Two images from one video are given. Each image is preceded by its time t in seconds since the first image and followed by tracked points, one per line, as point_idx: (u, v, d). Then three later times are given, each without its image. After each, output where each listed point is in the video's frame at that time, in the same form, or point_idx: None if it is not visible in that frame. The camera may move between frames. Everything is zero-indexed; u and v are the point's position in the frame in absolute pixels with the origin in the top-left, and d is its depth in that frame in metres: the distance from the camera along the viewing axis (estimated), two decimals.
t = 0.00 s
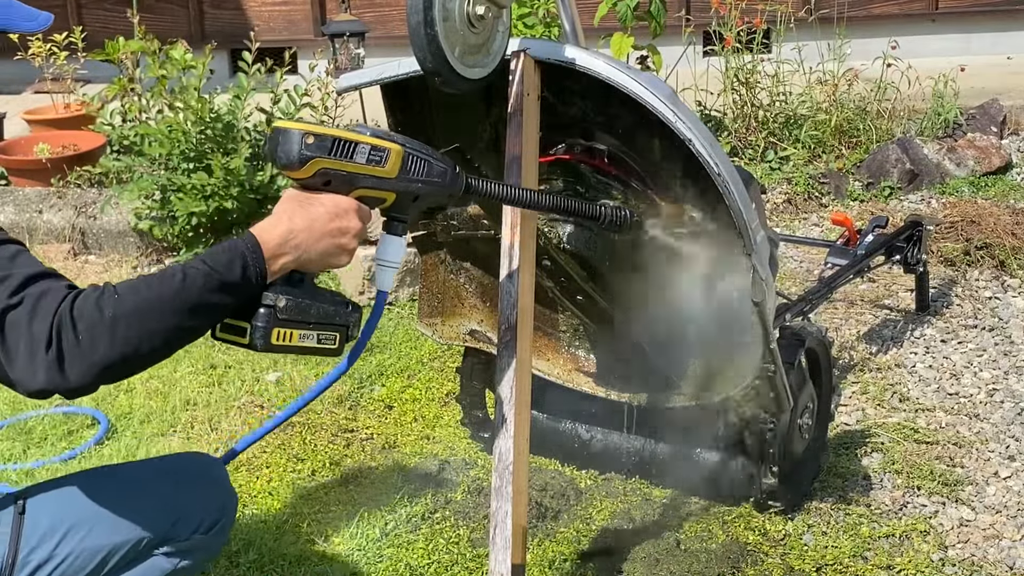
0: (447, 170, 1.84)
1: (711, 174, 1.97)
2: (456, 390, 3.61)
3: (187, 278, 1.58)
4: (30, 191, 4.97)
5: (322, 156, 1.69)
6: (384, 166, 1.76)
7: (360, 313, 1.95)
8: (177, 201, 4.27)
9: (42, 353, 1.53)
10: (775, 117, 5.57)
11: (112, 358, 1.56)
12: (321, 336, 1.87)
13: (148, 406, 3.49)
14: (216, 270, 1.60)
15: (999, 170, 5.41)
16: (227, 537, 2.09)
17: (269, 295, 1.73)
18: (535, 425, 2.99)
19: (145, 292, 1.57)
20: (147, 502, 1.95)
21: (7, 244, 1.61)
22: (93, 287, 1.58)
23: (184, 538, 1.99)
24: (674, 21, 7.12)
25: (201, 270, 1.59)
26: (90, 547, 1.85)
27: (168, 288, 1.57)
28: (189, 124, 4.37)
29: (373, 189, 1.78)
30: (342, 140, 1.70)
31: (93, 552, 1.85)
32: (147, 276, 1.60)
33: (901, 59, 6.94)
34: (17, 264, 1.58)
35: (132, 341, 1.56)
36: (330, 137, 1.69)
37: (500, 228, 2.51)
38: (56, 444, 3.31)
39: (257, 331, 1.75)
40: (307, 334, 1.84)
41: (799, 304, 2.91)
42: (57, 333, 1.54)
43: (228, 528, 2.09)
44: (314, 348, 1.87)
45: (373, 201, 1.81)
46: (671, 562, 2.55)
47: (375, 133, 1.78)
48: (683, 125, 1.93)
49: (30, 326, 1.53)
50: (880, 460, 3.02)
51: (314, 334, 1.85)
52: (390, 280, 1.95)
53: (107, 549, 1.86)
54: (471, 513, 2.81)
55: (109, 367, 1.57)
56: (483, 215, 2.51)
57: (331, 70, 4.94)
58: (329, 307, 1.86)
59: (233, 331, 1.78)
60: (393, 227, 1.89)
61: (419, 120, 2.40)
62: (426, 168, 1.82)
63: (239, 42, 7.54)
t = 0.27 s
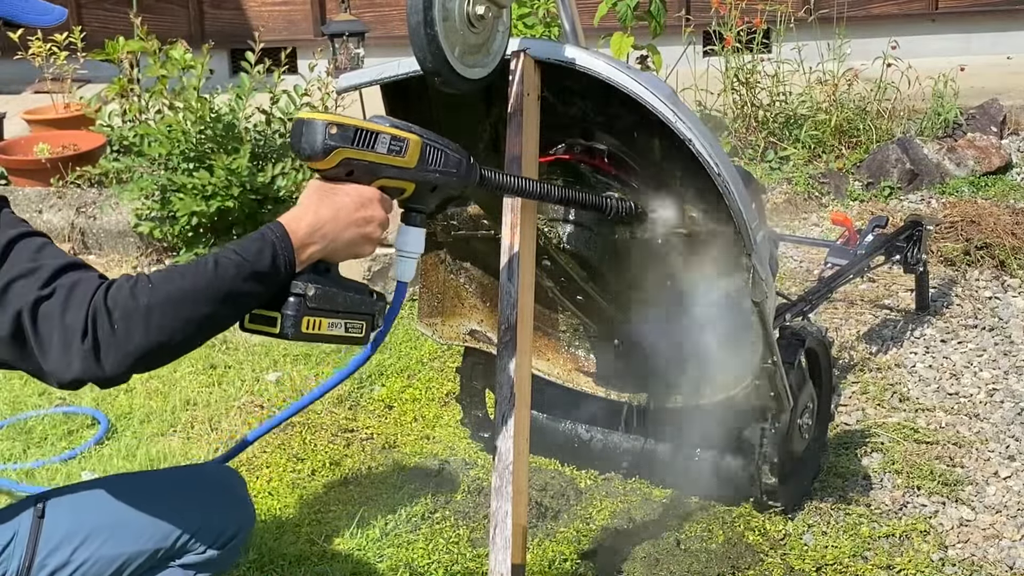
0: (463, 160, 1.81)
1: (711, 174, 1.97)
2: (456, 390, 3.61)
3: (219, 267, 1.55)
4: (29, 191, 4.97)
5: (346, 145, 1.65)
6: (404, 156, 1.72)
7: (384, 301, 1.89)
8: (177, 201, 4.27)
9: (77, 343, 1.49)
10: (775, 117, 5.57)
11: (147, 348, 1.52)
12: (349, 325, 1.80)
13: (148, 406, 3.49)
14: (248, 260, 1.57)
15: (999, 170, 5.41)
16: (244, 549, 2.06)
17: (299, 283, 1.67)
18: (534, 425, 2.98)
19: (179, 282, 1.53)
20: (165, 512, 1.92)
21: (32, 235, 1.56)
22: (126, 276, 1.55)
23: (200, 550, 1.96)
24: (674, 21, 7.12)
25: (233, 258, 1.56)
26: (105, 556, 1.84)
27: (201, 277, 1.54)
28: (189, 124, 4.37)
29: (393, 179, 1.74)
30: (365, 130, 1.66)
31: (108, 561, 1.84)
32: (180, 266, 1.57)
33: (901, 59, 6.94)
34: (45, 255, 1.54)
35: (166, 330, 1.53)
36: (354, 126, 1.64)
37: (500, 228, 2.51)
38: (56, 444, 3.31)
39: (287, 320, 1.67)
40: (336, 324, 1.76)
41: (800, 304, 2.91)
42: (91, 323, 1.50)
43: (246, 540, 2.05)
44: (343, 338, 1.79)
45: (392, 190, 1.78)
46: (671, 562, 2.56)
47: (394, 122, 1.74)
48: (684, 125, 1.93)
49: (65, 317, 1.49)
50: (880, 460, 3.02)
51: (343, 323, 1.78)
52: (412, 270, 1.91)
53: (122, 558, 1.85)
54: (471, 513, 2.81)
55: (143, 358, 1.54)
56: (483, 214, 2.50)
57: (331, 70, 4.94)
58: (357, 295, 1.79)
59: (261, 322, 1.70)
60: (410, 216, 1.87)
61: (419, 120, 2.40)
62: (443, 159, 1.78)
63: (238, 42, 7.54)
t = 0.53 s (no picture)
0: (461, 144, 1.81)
1: (711, 174, 1.97)
2: (456, 390, 3.61)
3: (224, 272, 1.53)
4: (29, 191, 4.97)
5: (360, 148, 1.62)
6: (411, 152, 1.71)
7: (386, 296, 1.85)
8: (177, 201, 4.27)
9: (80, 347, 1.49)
10: (775, 117, 5.58)
11: (149, 352, 1.51)
12: (355, 324, 1.76)
13: (148, 406, 3.49)
14: (254, 265, 1.55)
15: (999, 170, 5.41)
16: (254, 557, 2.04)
17: (311, 291, 1.66)
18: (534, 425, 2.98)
19: (183, 286, 1.52)
20: (176, 517, 1.92)
21: (38, 237, 1.58)
22: (131, 279, 1.54)
23: (210, 557, 1.95)
24: (674, 21, 7.12)
25: (239, 264, 1.54)
26: (116, 558, 1.84)
27: (206, 282, 1.52)
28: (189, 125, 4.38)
29: (399, 174, 1.73)
30: (376, 129, 1.64)
31: (119, 564, 1.84)
32: (185, 270, 1.55)
33: (901, 59, 6.94)
34: (49, 256, 1.56)
35: (169, 335, 1.51)
36: (366, 127, 1.62)
37: (500, 228, 2.51)
38: (55, 444, 3.31)
39: (299, 328, 1.67)
40: (344, 325, 1.74)
41: (800, 304, 2.91)
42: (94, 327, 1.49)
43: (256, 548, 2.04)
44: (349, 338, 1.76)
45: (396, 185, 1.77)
46: (671, 562, 2.56)
47: (396, 115, 1.71)
48: (684, 125, 1.93)
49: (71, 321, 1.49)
50: (880, 460, 3.02)
51: (350, 324, 1.75)
52: (406, 256, 1.89)
53: (132, 561, 1.85)
54: (471, 513, 2.81)
55: (146, 362, 1.53)
56: (483, 215, 2.50)
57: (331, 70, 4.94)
58: (362, 295, 1.76)
59: (271, 326, 1.69)
60: (406, 204, 1.85)
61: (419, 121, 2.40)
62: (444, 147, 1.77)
63: (238, 42, 7.54)
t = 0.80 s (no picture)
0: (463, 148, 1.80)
1: (711, 174, 1.97)
2: (456, 390, 3.61)
3: (230, 277, 1.52)
4: (29, 191, 4.96)
5: (370, 153, 1.63)
6: (418, 156, 1.72)
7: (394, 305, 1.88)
8: (177, 201, 4.27)
9: (82, 354, 1.46)
10: (775, 117, 5.57)
11: (151, 357, 1.49)
12: (366, 333, 1.78)
13: (148, 406, 3.49)
14: (261, 270, 1.54)
15: (999, 170, 5.41)
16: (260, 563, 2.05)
17: (323, 297, 1.66)
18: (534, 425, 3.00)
19: (188, 291, 1.50)
20: (185, 524, 1.92)
21: (41, 237, 1.53)
22: (133, 282, 1.52)
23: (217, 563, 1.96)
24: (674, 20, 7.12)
25: (245, 269, 1.54)
26: (124, 563, 1.84)
27: (211, 287, 1.51)
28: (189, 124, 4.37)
29: (408, 179, 1.73)
30: (384, 133, 1.65)
31: (127, 569, 1.85)
32: (189, 275, 1.53)
33: (901, 59, 6.94)
34: (50, 258, 1.50)
35: (172, 340, 1.49)
36: (375, 131, 1.63)
37: (500, 228, 2.51)
38: (56, 444, 3.31)
39: (312, 336, 1.67)
40: (354, 334, 1.75)
41: (800, 304, 2.91)
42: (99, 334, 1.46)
43: (262, 554, 2.05)
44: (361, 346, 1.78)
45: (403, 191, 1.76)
46: (671, 562, 2.56)
47: (402, 119, 1.72)
48: (684, 125, 1.93)
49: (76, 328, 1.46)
50: (880, 460, 3.02)
51: (361, 333, 1.77)
52: (409, 264, 1.87)
53: (140, 566, 1.86)
54: (471, 513, 2.81)
55: (147, 367, 1.50)
56: (483, 214, 2.50)
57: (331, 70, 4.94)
58: (372, 303, 1.78)
59: (281, 335, 1.70)
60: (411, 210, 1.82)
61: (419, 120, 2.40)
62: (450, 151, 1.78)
63: (238, 42, 7.54)
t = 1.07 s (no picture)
0: (413, 188, 1.75)
1: (711, 174, 1.97)
2: (456, 390, 3.60)
3: (126, 357, 1.56)
4: (29, 191, 4.96)
5: (273, 210, 1.57)
6: (340, 207, 1.65)
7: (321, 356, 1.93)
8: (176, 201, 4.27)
9: None
10: (775, 117, 5.57)
11: (50, 442, 1.56)
12: (277, 389, 1.83)
13: (148, 406, 3.48)
14: (157, 347, 1.57)
15: (999, 170, 5.41)
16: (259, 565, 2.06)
17: (219, 361, 1.70)
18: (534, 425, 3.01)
19: (85, 375, 1.54)
20: (185, 524, 1.92)
21: None
22: (36, 361, 1.56)
23: (217, 564, 1.96)
24: (674, 20, 7.12)
25: (142, 346, 1.57)
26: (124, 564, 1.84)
27: (108, 368, 1.55)
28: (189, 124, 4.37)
29: (330, 229, 1.68)
30: (293, 190, 1.58)
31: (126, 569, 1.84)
32: (89, 352, 1.57)
33: (901, 59, 6.94)
34: None
35: (69, 424, 1.55)
36: (280, 190, 1.57)
37: (500, 228, 2.50)
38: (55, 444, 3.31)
39: (211, 397, 1.72)
40: (263, 391, 1.80)
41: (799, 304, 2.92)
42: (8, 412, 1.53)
43: (261, 556, 2.05)
44: (272, 401, 1.83)
45: (330, 238, 1.72)
46: (671, 562, 2.56)
47: (329, 166, 1.65)
48: (684, 125, 1.93)
49: None
50: (880, 460, 3.02)
51: (270, 389, 1.82)
52: (358, 306, 1.90)
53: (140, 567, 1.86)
54: (471, 513, 2.81)
55: (50, 447, 1.57)
56: (483, 214, 2.49)
57: (331, 70, 4.94)
58: (287, 359, 1.82)
59: (187, 395, 1.76)
60: (359, 253, 1.83)
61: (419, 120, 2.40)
62: (386, 196, 1.71)
63: (238, 42, 7.54)
